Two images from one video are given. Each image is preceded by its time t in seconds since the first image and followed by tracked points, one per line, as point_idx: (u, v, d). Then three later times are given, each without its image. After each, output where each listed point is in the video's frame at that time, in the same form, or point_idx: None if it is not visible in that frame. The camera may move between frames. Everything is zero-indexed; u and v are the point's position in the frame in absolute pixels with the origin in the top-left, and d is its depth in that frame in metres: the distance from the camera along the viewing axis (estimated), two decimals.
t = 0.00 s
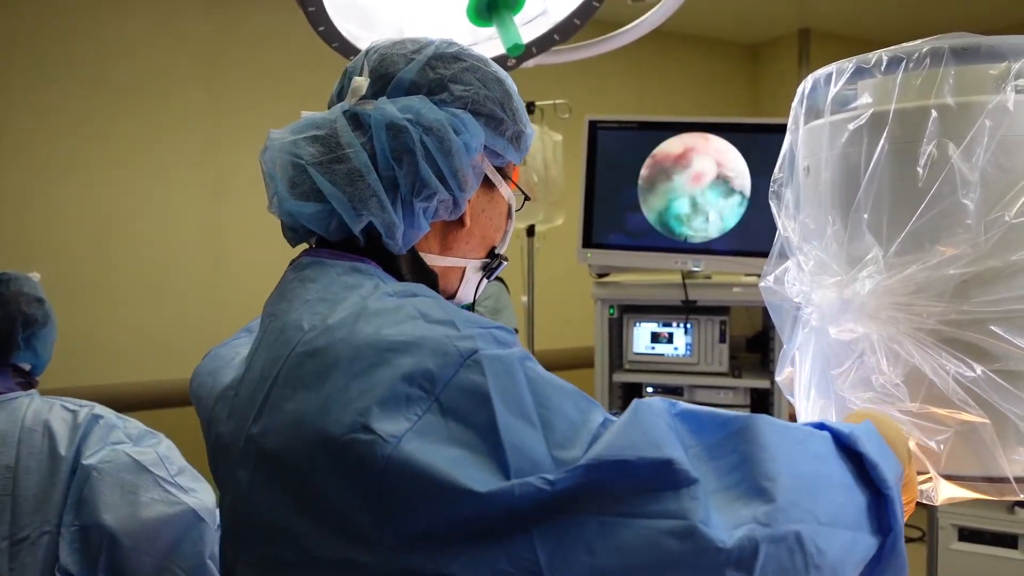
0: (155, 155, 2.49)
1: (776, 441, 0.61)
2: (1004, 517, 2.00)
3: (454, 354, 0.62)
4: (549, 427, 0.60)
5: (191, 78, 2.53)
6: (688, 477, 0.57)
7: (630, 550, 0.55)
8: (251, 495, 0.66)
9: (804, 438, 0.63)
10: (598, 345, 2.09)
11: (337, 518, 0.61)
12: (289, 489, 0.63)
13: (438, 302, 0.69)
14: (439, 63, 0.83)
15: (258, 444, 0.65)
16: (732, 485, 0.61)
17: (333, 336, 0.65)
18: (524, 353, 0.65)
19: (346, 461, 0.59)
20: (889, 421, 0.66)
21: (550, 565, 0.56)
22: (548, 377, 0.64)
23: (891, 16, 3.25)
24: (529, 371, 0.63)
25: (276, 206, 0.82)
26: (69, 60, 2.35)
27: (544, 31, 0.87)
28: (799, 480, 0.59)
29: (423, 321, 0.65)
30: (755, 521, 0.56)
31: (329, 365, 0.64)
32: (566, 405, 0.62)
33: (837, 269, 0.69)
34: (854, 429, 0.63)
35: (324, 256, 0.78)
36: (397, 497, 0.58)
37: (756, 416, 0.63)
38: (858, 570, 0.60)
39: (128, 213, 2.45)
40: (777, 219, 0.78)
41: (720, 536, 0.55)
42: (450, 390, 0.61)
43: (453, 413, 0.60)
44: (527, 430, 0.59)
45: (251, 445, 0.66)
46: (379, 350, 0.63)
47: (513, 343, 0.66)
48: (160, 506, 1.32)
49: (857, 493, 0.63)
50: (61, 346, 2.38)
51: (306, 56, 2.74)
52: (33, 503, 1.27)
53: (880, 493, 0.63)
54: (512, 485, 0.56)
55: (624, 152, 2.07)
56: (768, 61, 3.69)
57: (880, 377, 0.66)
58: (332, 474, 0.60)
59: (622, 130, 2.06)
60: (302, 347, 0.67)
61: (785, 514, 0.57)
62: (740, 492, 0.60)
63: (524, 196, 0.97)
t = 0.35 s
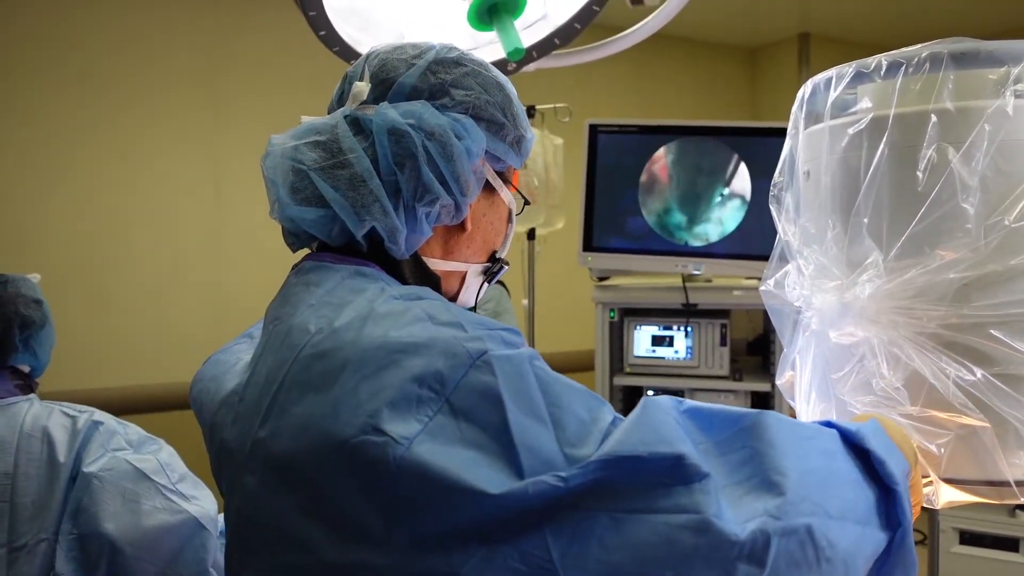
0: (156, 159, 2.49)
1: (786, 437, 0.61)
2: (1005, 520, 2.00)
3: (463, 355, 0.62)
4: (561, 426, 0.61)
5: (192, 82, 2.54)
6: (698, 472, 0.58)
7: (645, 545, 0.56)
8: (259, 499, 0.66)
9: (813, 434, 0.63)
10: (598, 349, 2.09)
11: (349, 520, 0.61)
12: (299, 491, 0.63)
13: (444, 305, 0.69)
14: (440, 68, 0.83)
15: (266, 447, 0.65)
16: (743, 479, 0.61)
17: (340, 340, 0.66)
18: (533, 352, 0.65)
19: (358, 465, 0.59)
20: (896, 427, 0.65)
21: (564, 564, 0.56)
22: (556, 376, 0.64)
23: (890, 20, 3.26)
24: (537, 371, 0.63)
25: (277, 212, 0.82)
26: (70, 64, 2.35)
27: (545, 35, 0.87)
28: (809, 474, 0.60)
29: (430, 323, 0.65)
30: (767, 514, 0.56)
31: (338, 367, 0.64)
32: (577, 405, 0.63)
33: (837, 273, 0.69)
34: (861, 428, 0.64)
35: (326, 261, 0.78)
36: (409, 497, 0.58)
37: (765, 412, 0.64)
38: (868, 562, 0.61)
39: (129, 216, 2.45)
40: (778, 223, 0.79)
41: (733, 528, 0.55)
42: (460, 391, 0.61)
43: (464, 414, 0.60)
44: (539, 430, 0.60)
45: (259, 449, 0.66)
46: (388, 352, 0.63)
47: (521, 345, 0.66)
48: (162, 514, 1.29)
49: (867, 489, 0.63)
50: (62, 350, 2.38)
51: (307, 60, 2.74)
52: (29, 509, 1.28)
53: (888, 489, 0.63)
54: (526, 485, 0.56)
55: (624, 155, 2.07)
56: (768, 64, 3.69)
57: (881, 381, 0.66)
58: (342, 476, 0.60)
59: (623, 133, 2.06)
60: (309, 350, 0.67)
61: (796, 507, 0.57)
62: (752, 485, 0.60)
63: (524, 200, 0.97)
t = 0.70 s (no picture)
0: (155, 161, 2.49)
1: (788, 423, 0.62)
2: (1006, 521, 1.99)
3: (469, 350, 0.62)
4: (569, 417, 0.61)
5: (192, 84, 2.54)
6: (701, 457, 0.57)
7: (649, 527, 0.56)
8: (263, 497, 0.66)
9: (814, 425, 0.63)
10: (598, 351, 2.09)
11: (357, 516, 0.61)
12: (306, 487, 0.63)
13: (447, 303, 0.69)
14: (438, 71, 0.83)
15: (272, 445, 0.65)
16: (744, 464, 0.61)
17: (344, 338, 0.66)
18: (536, 347, 0.65)
19: (367, 461, 0.59)
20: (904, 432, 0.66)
21: (573, 546, 0.57)
22: (561, 367, 0.64)
23: (889, 21, 3.26)
24: (544, 363, 0.63)
25: (275, 217, 0.82)
26: (70, 67, 2.36)
27: (544, 38, 0.88)
28: (809, 461, 0.60)
29: (434, 320, 0.65)
30: (768, 497, 0.57)
31: (344, 364, 0.64)
32: (585, 395, 0.63)
33: (836, 274, 0.69)
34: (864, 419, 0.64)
35: (325, 263, 0.78)
36: (417, 493, 0.58)
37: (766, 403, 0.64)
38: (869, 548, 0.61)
39: (128, 219, 2.46)
40: (777, 224, 0.79)
41: (736, 510, 0.55)
42: (468, 385, 0.61)
43: (472, 408, 0.60)
44: (549, 421, 0.60)
45: (264, 447, 0.66)
46: (395, 348, 0.63)
47: (524, 340, 0.66)
48: (179, 552, 1.29)
49: (867, 478, 0.63)
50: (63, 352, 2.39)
51: (306, 63, 2.74)
52: (41, 528, 1.26)
53: (888, 477, 0.63)
54: (536, 472, 0.57)
55: (624, 156, 2.07)
56: (767, 65, 3.70)
57: (881, 383, 0.66)
58: (349, 471, 0.60)
59: (622, 135, 2.06)
60: (314, 347, 0.67)
61: (796, 491, 0.58)
62: (753, 469, 0.60)
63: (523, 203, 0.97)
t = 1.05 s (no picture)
0: (157, 160, 2.49)
1: (789, 423, 0.62)
2: (1006, 521, 1.99)
3: (477, 345, 0.62)
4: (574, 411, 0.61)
5: (193, 83, 2.54)
6: (705, 453, 0.58)
7: (654, 521, 0.56)
8: (268, 493, 0.66)
9: (816, 427, 0.63)
10: (600, 351, 2.09)
11: (363, 511, 0.61)
12: (311, 482, 0.63)
13: (454, 300, 0.69)
14: (440, 71, 0.83)
15: (278, 439, 0.65)
16: (746, 461, 0.61)
17: (352, 333, 0.66)
18: (541, 344, 0.65)
19: (373, 457, 0.59)
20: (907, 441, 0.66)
21: (579, 540, 0.57)
22: (569, 363, 0.64)
23: (890, 21, 3.26)
24: (553, 359, 0.63)
25: (280, 215, 0.82)
26: (72, 65, 2.35)
27: (546, 37, 0.87)
28: (811, 462, 0.60)
29: (441, 317, 0.65)
30: (769, 496, 0.57)
31: (352, 359, 0.64)
32: (591, 389, 0.63)
33: (838, 273, 0.69)
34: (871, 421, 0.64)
35: (330, 261, 0.78)
36: (424, 487, 0.58)
37: (769, 403, 0.64)
38: (868, 549, 0.61)
39: (130, 217, 2.45)
40: (778, 224, 0.79)
41: (739, 506, 0.56)
42: (475, 381, 0.60)
43: (479, 403, 0.60)
44: (555, 415, 0.60)
45: (269, 442, 0.66)
46: (402, 344, 0.63)
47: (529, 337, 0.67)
48: None
49: (867, 481, 0.63)
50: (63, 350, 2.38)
51: (307, 61, 2.75)
52: (82, 528, 1.14)
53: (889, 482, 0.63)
54: (544, 465, 0.57)
55: (625, 156, 2.07)
56: (767, 66, 3.70)
57: (883, 382, 0.66)
58: (355, 467, 0.60)
59: (623, 134, 2.06)
60: (320, 343, 0.67)
61: (797, 491, 0.58)
62: (755, 466, 0.61)
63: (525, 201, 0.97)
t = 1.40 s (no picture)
0: (156, 159, 2.49)
1: (780, 426, 0.62)
2: (1006, 521, 2.00)
3: (464, 343, 0.62)
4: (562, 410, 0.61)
5: (192, 81, 2.54)
6: (693, 452, 0.58)
7: (641, 523, 0.56)
8: (261, 492, 0.65)
9: (813, 428, 0.63)
10: (599, 351, 2.08)
11: (354, 511, 0.60)
12: (302, 482, 0.63)
13: (445, 298, 0.69)
14: (438, 70, 0.83)
15: (269, 438, 0.65)
16: (738, 464, 0.61)
17: (342, 332, 0.66)
18: (532, 343, 0.65)
19: (361, 455, 0.59)
20: (907, 441, 0.65)
21: (562, 542, 0.57)
22: (560, 363, 0.64)
23: (890, 21, 3.26)
24: (544, 361, 0.63)
25: (278, 215, 0.82)
26: (71, 64, 2.35)
27: (545, 37, 0.87)
28: (805, 463, 0.60)
29: (431, 315, 0.65)
30: (761, 497, 0.57)
31: (343, 357, 0.64)
32: (582, 391, 0.63)
33: (838, 273, 0.69)
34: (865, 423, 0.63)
35: (328, 261, 0.78)
36: (410, 486, 0.58)
37: (761, 404, 0.65)
38: (865, 556, 0.60)
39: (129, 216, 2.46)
40: (778, 223, 0.79)
41: (727, 507, 0.56)
42: (463, 379, 0.61)
43: (466, 401, 0.60)
44: (541, 414, 0.60)
45: (262, 441, 0.66)
46: (391, 342, 0.63)
47: (520, 336, 0.67)
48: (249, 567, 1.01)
49: (865, 484, 0.63)
50: (62, 350, 2.38)
51: (307, 61, 2.75)
52: (134, 479, 1.13)
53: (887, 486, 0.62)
54: (525, 463, 0.57)
55: (625, 155, 2.07)
56: (767, 65, 3.70)
57: (882, 382, 0.66)
58: (344, 467, 0.60)
59: (622, 134, 2.07)
60: (313, 342, 0.67)
61: (790, 492, 0.58)
62: (746, 469, 0.61)
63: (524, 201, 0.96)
